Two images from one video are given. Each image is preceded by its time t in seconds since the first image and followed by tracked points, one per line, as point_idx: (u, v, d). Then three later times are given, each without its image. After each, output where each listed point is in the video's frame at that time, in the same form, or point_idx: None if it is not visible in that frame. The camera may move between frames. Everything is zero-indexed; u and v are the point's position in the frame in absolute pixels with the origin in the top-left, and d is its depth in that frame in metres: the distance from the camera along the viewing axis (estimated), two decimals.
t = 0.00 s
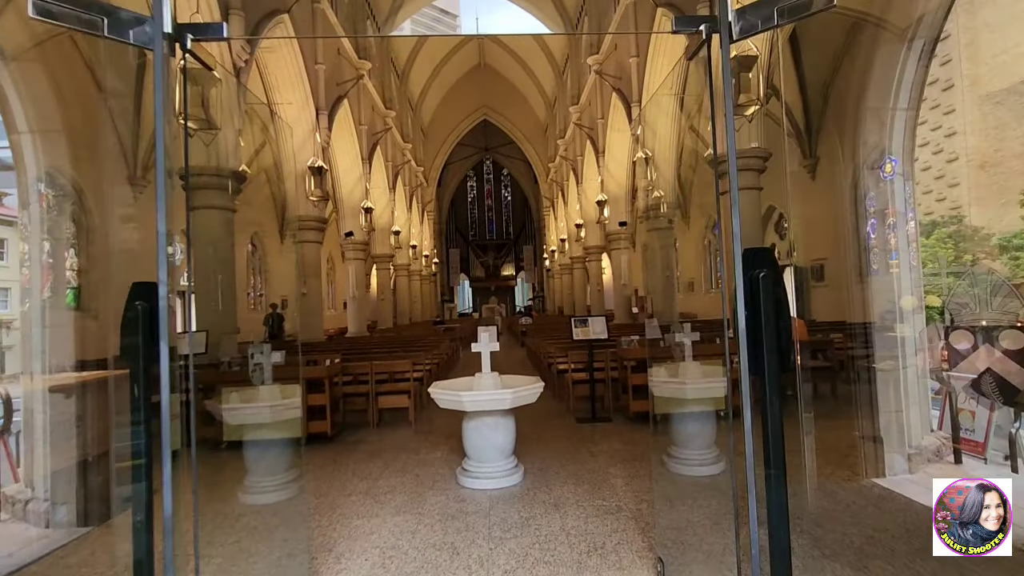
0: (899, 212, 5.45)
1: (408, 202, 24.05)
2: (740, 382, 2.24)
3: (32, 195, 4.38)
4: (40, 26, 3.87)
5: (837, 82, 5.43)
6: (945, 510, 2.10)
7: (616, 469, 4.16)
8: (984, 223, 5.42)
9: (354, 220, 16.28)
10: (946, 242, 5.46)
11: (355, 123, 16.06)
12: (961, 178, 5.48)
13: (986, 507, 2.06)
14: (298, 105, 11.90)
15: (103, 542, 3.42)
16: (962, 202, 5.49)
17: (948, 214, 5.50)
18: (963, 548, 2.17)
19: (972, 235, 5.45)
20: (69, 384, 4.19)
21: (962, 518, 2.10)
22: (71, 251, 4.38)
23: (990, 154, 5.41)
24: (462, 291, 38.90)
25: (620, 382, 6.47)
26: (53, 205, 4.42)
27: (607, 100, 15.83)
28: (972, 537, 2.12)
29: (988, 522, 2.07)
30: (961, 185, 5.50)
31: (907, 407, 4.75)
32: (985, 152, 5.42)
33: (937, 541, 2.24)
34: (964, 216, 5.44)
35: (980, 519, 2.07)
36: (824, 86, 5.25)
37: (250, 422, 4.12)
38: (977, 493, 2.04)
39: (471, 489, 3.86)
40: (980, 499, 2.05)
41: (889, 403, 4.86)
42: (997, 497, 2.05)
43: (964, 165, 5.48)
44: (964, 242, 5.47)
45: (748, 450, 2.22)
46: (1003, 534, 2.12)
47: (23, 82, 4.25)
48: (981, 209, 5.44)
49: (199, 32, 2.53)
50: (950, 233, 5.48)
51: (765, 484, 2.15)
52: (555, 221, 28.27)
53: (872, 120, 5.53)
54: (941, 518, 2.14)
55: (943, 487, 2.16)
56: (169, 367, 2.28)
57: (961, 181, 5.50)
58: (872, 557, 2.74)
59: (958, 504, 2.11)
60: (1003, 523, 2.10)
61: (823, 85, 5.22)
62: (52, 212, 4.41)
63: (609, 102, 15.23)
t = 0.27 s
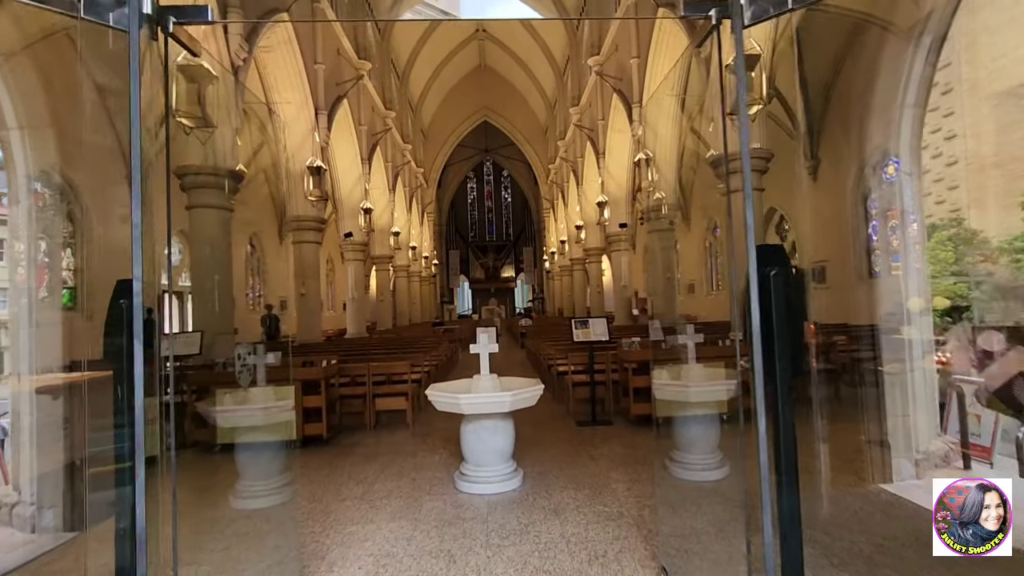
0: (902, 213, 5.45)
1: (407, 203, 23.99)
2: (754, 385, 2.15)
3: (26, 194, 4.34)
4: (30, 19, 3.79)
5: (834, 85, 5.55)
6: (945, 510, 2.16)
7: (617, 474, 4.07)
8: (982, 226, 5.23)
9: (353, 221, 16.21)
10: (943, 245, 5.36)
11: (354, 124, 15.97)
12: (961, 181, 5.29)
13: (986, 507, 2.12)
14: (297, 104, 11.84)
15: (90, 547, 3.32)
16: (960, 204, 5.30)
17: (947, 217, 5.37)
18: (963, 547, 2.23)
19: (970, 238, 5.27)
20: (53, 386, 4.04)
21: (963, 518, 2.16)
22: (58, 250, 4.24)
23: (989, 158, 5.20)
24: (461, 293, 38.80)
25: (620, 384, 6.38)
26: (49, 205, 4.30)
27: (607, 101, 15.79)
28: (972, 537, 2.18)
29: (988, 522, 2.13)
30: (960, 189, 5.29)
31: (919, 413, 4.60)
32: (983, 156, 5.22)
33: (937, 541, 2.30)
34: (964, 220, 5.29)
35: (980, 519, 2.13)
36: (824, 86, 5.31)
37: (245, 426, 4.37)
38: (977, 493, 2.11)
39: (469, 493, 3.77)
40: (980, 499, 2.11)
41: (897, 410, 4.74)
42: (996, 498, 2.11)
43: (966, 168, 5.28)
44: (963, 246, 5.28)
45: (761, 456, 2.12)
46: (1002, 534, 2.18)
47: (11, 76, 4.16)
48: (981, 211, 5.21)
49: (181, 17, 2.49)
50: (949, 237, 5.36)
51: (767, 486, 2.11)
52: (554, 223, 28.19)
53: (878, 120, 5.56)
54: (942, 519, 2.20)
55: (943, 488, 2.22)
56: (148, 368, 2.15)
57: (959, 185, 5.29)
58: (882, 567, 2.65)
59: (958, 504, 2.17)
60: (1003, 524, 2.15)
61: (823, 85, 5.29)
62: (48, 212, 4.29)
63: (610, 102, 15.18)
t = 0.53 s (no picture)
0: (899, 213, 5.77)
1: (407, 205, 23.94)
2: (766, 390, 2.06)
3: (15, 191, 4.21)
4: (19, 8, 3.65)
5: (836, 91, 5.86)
6: (945, 511, 2.01)
7: (617, 479, 3.97)
8: (981, 231, 5.25)
9: (351, 222, 16.15)
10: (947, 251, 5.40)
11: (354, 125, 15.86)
12: (959, 186, 5.42)
13: (986, 507, 2.00)
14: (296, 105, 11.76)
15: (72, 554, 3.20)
16: (958, 209, 5.41)
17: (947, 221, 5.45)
18: (961, 548, 2.07)
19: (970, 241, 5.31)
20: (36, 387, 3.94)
21: (963, 518, 2.02)
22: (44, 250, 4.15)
23: (986, 162, 5.27)
24: (460, 296, 38.68)
25: (620, 388, 6.29)
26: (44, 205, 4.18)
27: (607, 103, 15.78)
28: (972, 537, 2.03)
29: (987, 523, 1.99)
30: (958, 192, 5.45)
31: (923, 415, 4.69)
32: (982, 159, 5.29)
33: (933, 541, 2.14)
34: (963, 223, 5.35)
35: (979, 520, 2.00)
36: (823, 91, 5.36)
37: (232, 428, 4.13)
38: (978, 493, 1.97)
39: (465, 499, 3.67)
40: (980, 499, 1.98)
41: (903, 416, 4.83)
42: (996, 497, 1.98)
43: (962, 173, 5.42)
44: (963, 249, 5.31)
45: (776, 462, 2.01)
46: (1003, 534, 2.04)
47: None
48: (979, 215, 5.26)
49: None
50: (950, 241, 5.41)
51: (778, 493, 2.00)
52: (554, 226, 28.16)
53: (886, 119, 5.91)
54: (941, 519, 2.05)
55: (941, 486, 2.07)
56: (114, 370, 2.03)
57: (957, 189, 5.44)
58: None
59: (958, 504, 2.02)
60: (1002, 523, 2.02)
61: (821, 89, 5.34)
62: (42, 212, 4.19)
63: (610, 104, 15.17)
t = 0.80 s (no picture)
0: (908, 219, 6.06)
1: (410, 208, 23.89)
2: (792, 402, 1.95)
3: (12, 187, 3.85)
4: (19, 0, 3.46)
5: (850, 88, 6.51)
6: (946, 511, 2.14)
7: (620, 490, 3.87)
8: (985, 238, 5.29)
9: (354, 226, 16.12)
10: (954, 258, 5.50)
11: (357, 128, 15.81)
12: (963, 194, 5.55)
13: (986, 507, 2.11)
14: (298, 107, 11.71)
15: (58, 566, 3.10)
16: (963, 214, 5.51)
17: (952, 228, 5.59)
18: (962, 547, 2.22)
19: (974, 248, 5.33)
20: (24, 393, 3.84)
21: (963, 518, 2.14)
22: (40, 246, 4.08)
23: (993, 170, 5.29)
24: (462, 300, 38.61)
25: (623, 394, 6.19)
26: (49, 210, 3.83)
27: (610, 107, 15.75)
28: (972, 537, 2.16)
29: (989, 523, 2.11)
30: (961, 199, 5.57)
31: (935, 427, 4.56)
32: (987, 167, 5.33)
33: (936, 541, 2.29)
34: (966, 230, 5.46)
35: (980, 520, 2.12)
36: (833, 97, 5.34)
37: (232, 436, 4.29)
38: (978, 493, 2.08)
39: (465, 510, 3.58)
40: (980, 499, 2.10)
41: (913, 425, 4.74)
42: (997, 498, 2.09)
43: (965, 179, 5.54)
44: (968, 256, 5.36)
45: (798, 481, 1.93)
46: (1003, 534, 2.16)
47: None
48: (985, 222, 5.31)
49: None
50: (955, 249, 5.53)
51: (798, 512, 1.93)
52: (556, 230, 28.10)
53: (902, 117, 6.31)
54: (942, 520, 2.19)
55: (942, 487, 2.19)
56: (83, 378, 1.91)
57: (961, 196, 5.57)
58: None
59: (958, 504, 2.15)
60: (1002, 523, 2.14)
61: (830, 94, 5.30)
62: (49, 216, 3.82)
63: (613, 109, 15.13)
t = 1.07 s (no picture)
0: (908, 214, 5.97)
1: (410, 207, 23.83)
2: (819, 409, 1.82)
3: None
4: None
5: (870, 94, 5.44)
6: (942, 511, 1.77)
7: (624, 495, 3.79)
8: (982, 237, 5.76)
9: (353, 224, 16.04)
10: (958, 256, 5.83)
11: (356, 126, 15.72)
12: (961, 192, 5.92)
13: (986, 508, 1.73)
14: (297, 105, 11.62)
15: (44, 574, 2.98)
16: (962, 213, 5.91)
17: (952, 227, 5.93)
18: (961, 549, 1.82)
19: (972, 248, 5.79)
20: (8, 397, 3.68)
21: (963, 519, 1.76)
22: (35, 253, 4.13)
23: (991, 168, 5.78)
24: (462, 299, 38.53)
25: (625, 395, 6.11)
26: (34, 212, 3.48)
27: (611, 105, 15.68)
28: (973, 537, 1.77)
29: (987, 524, 1.74)
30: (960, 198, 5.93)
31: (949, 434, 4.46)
32: (986, 165, 5.79)
33: (934, 541, 1.91)
34: (965, 228, 5.86)
35: (980, 521, 1.75)
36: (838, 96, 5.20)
37: (229, 437, 4.38)
38: (977, 493, 1.71)
39: (465, 515, 3.50)
40: (980, 499, 1.72)
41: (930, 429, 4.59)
42: (997, 496, 1.73)
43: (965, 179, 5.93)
44: (967, 255, 5.81)
45: (828, 498, 1.79)
46: (1006, 535, 1.77)
47: None
48: (983, 222, 5.77)
49: None
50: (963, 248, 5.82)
51: (828, 531, 1.79)
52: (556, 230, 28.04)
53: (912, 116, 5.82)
54: (939, 518, 1.82)
55: (941, 487, 1.82)
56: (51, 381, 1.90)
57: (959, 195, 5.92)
58: None
59: (958, 503, 1.78)
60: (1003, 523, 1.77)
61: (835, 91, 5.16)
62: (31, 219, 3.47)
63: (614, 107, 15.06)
